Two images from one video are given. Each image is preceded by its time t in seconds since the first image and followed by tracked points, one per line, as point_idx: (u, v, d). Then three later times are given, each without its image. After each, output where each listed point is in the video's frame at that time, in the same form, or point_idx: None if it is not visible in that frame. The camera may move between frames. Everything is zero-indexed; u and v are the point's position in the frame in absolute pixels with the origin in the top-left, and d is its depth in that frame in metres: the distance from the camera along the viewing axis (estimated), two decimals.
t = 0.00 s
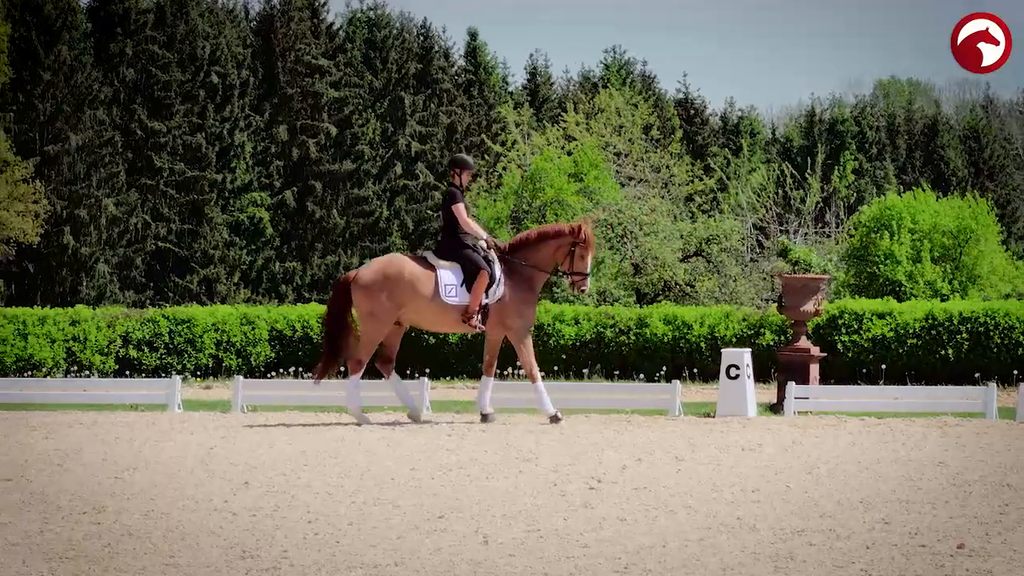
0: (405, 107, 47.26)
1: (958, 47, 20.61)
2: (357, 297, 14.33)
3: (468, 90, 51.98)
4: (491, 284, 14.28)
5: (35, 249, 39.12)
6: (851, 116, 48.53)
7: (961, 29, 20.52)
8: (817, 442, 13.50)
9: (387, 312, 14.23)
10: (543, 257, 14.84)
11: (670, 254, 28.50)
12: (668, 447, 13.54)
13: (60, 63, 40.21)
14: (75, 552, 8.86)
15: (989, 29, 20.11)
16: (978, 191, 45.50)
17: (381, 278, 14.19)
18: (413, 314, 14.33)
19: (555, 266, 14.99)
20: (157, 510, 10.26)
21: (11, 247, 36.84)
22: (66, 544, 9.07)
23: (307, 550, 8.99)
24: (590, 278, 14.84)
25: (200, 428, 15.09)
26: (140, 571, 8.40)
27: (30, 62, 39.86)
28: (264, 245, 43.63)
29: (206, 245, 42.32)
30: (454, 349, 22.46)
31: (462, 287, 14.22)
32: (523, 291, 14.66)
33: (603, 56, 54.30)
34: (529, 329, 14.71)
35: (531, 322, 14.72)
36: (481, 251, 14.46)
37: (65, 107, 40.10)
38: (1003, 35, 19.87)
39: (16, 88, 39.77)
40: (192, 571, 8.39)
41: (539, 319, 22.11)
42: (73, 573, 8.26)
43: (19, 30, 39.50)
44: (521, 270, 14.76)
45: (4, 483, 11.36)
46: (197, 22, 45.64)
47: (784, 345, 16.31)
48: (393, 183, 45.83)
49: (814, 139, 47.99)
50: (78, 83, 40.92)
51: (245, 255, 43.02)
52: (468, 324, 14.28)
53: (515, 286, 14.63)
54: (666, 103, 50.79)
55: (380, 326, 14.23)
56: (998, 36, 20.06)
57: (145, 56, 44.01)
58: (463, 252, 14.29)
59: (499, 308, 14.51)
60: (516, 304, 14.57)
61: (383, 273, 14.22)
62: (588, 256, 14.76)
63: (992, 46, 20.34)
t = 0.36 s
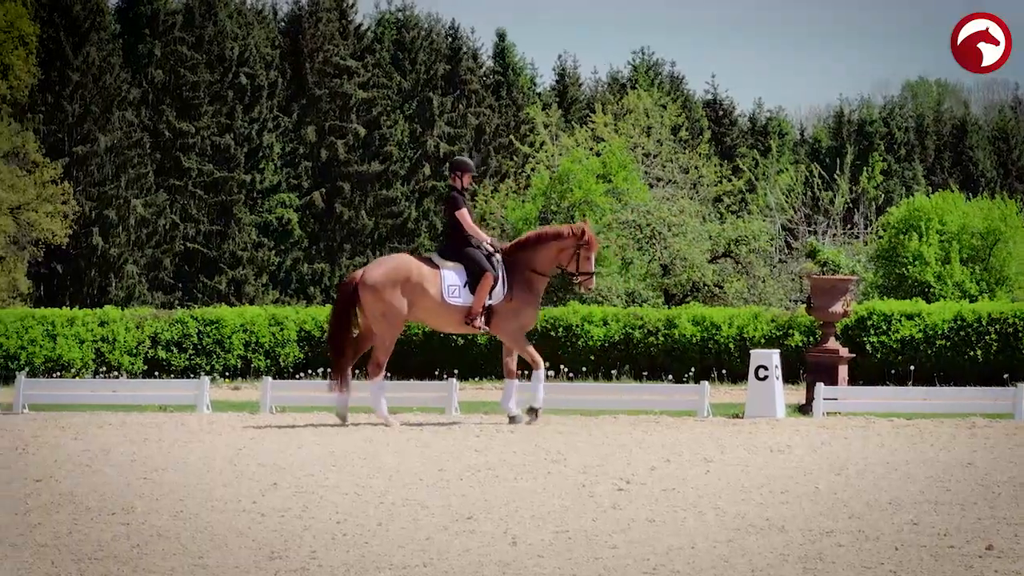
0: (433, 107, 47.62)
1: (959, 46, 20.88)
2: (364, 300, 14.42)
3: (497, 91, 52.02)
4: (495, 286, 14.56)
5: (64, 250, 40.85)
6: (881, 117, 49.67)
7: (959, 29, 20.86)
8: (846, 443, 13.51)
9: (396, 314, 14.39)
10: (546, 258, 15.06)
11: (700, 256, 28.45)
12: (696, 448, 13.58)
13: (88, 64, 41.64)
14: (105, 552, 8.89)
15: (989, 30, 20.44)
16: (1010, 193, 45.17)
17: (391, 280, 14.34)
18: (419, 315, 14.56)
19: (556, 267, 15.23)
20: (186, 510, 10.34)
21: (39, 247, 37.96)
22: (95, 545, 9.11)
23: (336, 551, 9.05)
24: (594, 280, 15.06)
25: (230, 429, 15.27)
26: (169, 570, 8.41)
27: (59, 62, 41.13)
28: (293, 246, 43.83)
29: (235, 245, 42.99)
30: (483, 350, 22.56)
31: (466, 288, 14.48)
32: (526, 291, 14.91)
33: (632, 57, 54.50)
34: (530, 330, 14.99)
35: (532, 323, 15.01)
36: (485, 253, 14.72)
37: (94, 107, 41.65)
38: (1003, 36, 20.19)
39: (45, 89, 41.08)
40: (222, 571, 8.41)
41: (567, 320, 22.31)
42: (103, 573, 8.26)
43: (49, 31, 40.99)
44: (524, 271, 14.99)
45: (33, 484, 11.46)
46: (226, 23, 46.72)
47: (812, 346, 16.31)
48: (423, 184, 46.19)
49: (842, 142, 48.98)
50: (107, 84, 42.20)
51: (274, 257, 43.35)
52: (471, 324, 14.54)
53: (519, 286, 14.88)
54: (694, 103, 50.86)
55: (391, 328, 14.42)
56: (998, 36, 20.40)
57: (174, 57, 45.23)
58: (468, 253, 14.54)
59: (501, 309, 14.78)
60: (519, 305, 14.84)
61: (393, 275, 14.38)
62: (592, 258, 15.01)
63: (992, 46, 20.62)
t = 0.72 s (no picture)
0: (466, 107, 48.22)
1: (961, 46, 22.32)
2: (372, 303, 14.54)
3: (530, 91, 52.63)
4: (496, 283, 14.44)
5: (97, 250, 41.79)
6: (914, 117, 47.95)
7: (960, 30, 22.30)
8: (879, 443, 13.51)
9: (403, 317, 14.47)
10: (556, 256, 14.96)
11: (733, 254, 28.42)
12: (729, 447, 13.61)
13: (122, 64, 43.59)
14: (138, 551, 8.88)
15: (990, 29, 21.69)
16: None
17: (396, 284, 14.43)
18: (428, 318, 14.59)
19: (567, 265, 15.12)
20: (219, 509, 10.43)
21: (74, 247, 38.93)
22: (129, 544, 9.10)
23: (369, 550, 9.13)
24: (603, 279, 14.86)
25: (263, 429, 15.39)
26: (202, 570, 8.43)
27: (92, 62, 43.38)
28: (326, 246, 44.18)
29: (268, 245, 43.26)
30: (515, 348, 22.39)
31: (467, 287, 14.44)
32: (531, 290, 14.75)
33: (665, 57, 54.64)
34: (536, 329, 14.85)
35: (539, 322, 14.84)
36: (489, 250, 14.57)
37: (127, 107, 43.18)
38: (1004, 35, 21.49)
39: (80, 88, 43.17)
40: (255, 571, 8.45)
41: (600, 320, 22.37)
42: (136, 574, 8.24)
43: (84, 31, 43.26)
44: (531, 268, 14.88)
45: (67, 482, 11.57)
46: (259, 24, 47.88)
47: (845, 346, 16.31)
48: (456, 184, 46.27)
49: (877, 140, 47.78)
50: (141, 84, 43.96)
51: (307, 256, 43.62)
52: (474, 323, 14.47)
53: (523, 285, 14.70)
54: (727, 103, 50.85)
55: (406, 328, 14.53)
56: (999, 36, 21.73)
57: (208, 57, 46.15)
58: (469, 251, 14.44)
59: (504, 307, 14.59)
60: (523, 303, 14.64)
61: (398, 277, 14.48)
62: (601, 255, 14.87)
63: (992, 47, 22.11)
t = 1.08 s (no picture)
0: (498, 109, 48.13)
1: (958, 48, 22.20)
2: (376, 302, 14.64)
3: (560, 93, 52.76)
4: (505, 286, 14.39)
5: (129, 250, 43.24)
6: (945, 118, 47.56)
7: (960, 30, 22.19)
8: (911, 444, 13.52)
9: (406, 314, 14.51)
10: (564, 262, 14.98)
11: (763, 255, 28.34)
12: (760, 448, 13.65)
13: (152, 64, 45.62)
14: (169, 551, 9.01)
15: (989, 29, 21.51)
16: None
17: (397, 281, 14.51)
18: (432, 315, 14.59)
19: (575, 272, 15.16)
20: (251, 510, 10.58)
21: (105, 247, 39.88)
22: (161, 544, 9.24)
23: (400, 550, 9.25)
24: (608, 291, 14.99)
25: (293, 430, 15.55)
26: (233, 570, 8.55)
27: (123, 63, 45.37)
28: (357, 248, 44.13)
29: (298, 246, 43.53)
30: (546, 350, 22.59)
31: (476, 288, 14.39)
32: (540, 294, 14.73)
33: (696, 58, 54.66)
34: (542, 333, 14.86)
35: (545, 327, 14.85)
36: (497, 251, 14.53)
37: (157, 108, 44.72)
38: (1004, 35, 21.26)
39: (110, 90, 45.07)
40: (287, 571, 8.56)
41: (631, 322, 22.37)
42: None
43: (113, 32, 45.62)
44: (540, 272, 14.90)
45: (101, 482, 11.75)
46: (289, 25, 48.02)
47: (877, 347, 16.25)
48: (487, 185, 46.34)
49: (907, 141, 47.26)
50: (171, 84, 45.51)
51: (337, 257, 43.76)
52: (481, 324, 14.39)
53: (531, 289, 14.68)
54: (758, 104, 50.81)
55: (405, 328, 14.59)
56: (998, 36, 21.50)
57: (238, 59, 46.47)
58: (478, 253, 14.38)
59: (512, 309, 14.56)
60: (531, 307, 14.63)
61: (402, 276, 14.54)
62: (609, 267, 14.92)
63: (992, 47, 21.79)
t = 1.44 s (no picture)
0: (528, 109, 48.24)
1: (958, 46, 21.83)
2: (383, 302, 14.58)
3: (590, 94, 52.80)
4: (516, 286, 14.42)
5: (159, 251, 43.54)
6: (976, 118, 47.34)
7: (959, 30, 21.91)
8: (941, 445, 13.52)
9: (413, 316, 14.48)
10: (576, 263, 15.01)
11: (793, 256, 28.21)
12: (790, 449, 13.67)
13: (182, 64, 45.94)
14: (200, 552, 9.15)
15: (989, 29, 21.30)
16: None
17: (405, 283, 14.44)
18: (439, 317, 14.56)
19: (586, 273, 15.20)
20: (281, 511, 10.71)
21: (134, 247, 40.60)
22: (192, 545, 9.37)
23: (431, 551, 9.37)
24: (621, 293, 15.01)
25: (323, 431, 15.72)
26: (264, 571, 8.67)
27: (153, 64, 45.56)
28: (387, 247, 44.60)
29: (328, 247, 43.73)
30: (577, 351, 22.74)
31: (487, 289, 14.38)
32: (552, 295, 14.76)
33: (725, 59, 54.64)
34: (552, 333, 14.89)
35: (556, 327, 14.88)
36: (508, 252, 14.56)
37: (187, 108, 44.98)
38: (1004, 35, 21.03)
39: (141, 90, 45.23)
40: (318, 571, 8.68)
41: (661, 323, 22.38)
42: None
43: (144, 32, 45.95)
44: (552, 273, 14.93)
45: (133, 483, 11.91)
46: (319, 25, 48.04)
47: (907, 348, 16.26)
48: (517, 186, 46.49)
49: (937, 142, 47.09)
50: (200, 85, 45.81)
51: (367, 257, 44.08)
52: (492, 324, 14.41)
53: (544, 289, 14.71)
54: (788, 105, 50.76)
55: (399, 325, 14.48)
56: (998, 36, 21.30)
57: (269, 59, 46.51)
58: (491, 253, 14.40)
59: (524, 310, 14.58)
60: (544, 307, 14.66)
61: (410, 276, 14.46)
62: (623, 269, 14.96)
63: (992, 46, 21.60)
